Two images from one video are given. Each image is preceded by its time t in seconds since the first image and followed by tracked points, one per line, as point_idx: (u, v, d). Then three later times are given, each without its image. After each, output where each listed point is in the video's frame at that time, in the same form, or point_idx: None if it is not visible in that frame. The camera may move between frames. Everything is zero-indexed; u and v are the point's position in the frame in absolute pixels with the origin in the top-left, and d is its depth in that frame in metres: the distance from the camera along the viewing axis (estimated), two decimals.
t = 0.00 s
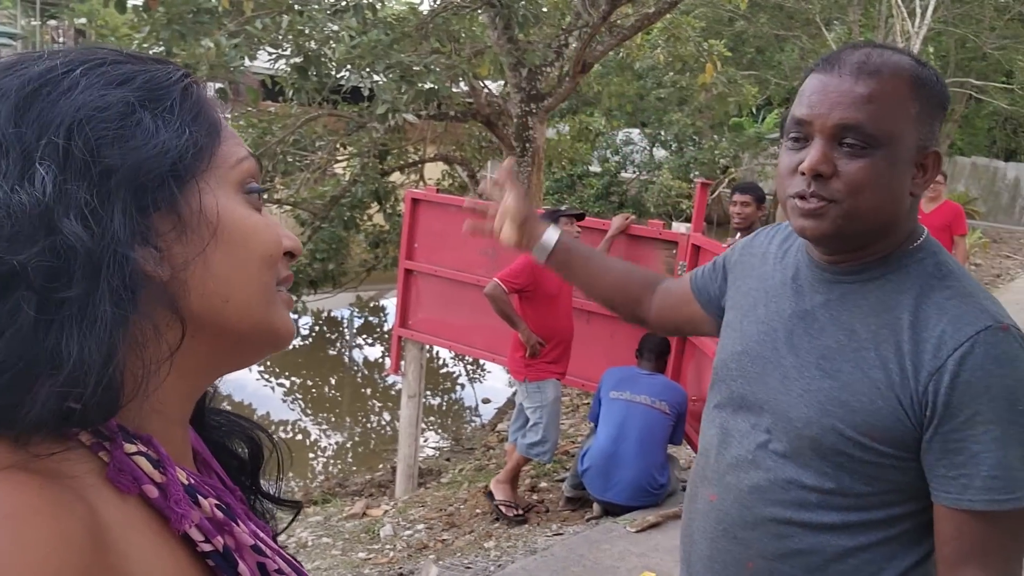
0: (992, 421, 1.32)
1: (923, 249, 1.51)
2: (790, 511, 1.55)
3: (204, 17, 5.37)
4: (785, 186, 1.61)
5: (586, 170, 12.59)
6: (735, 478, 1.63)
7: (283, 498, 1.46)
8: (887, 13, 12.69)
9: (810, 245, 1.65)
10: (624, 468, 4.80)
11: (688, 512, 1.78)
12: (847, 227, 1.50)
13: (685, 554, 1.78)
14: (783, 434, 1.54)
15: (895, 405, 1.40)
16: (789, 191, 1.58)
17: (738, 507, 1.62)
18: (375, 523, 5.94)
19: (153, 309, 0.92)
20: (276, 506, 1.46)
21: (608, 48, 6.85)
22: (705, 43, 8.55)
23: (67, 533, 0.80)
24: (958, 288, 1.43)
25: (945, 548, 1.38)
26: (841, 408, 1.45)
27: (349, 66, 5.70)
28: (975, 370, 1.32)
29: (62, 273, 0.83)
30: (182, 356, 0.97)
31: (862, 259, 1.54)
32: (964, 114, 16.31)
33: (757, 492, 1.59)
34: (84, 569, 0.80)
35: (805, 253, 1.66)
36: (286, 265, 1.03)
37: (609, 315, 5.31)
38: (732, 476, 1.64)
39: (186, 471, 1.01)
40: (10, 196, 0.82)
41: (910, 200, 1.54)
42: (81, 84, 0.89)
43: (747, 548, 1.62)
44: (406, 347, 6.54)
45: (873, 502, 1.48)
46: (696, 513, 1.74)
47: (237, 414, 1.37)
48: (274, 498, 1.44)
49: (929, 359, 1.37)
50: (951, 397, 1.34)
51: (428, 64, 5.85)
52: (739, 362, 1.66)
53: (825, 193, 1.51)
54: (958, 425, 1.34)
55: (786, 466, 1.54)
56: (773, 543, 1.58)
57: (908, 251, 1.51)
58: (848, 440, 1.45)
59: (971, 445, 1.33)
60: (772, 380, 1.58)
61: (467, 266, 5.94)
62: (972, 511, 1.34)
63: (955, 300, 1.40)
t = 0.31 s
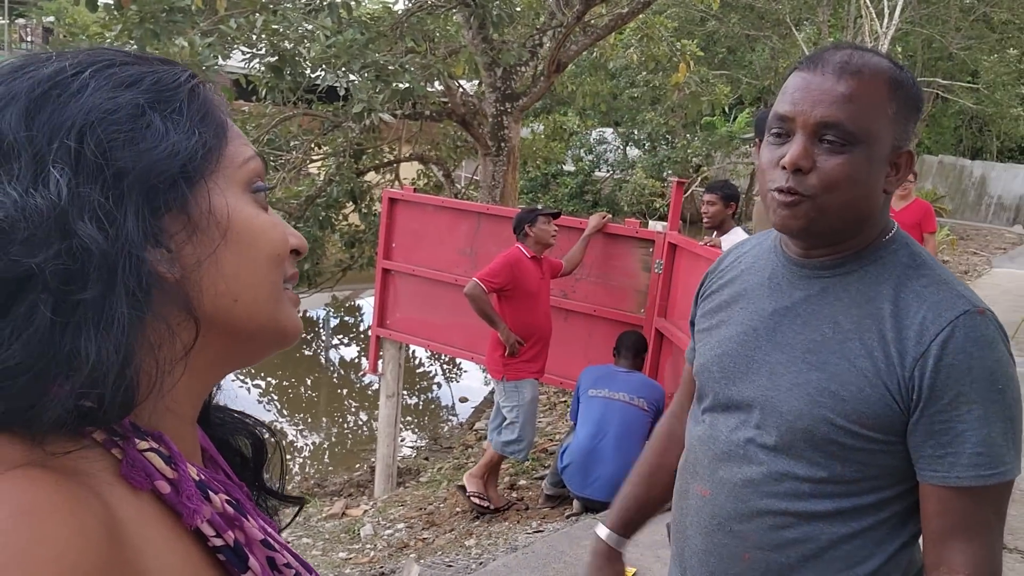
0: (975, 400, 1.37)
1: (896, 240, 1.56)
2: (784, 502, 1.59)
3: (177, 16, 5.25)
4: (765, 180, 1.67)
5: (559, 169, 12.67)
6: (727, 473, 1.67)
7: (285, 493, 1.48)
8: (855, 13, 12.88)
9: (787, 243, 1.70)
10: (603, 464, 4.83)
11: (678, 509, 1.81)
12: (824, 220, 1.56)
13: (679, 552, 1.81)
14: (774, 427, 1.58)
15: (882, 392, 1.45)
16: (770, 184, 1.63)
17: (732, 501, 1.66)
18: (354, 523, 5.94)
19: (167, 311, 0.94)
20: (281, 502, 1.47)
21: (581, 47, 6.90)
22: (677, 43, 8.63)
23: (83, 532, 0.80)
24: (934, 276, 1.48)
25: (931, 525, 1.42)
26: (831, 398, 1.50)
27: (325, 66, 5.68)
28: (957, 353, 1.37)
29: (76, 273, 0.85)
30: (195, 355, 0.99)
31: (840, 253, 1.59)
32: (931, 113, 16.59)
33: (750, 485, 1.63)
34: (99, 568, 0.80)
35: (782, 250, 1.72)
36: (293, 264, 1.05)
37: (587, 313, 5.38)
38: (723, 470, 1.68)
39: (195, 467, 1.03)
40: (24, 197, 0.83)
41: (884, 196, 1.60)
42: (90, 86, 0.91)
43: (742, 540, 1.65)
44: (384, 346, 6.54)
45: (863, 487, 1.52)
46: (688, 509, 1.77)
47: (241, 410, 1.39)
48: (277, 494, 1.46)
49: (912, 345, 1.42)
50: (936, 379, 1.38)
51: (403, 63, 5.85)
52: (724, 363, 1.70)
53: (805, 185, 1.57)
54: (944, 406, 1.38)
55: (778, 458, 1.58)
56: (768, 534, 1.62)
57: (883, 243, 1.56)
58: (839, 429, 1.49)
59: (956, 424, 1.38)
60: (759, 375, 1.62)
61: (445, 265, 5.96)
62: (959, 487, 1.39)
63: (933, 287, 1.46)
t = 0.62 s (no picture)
0: (947, 381, 1.39)
1: (870, 233, 1.60)
2: (770, 488, 1.63)
3: (155, 15, 5.21)
4: (736, 179, 1.72)
5: (538, 168, 12.70)
6: (715, 462, 1.72)
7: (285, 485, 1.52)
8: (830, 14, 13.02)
9: (765, 238, 1.75)
10: (584, 460, 4.84)
11: (671, 499, 1.86)
12: (794, 213, 1.61)
13: (671, 539, 1.86)
14: (757, 415, 1.63)
15: (858, 377, 1.49)
16: (741, 182, 1.68)
17: (720, 489, 1.70)
18: (336, 522, 5.94)
19: (178, 307, 0.96)
20: (279, 492, 1.51)
21: (561, 47, 6.92)
22: (655, 42, 8.69)
23: (95, 521, 0.83)
24: (905, 264, 1.52)
25: (914, 505, 1.45)
26: (810, 384, 1.54)
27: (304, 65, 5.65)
28: (927, 337, 1.40)
29: (90, 270, 0.86)
30: (205, 350, 1.01)
31: (814, 245, 1.63)
32: (905, 112, 16.80)
33: (737, 473, 1.67)
34: (108, 560, 0.83)
35: (761, 246, 1.76)
36: (296, 261, 1.08)
37: (567, 310, 5.41)
38: (710, 460, 1.73)
39: (201, 459, 1.05)
40: (37, 195, 0.85)
41: (853, 186, 1.64)
42: (100, 85, 0.93)
43: (730, 526, 1.69)
44: (365, 345, 6.55)
45: (845, 471, 1.56)
46: (679, 499, 1.82)
47: (243, 403, 1.42)
48: (277, 486, 1.49)
49: (885, 331, 1.46)
50: (908, 363, 1.42)
51: (383, 62, 5.87)
52: (709, 357, 1.74)
53: (773, 179, 1.62)
54: (916, 389, 1.42)
55: (762, 446, 1.63)
56: (755, 520, 1.66)
57: (856, 233, 1.60)
58: (818, 415, 1.54)
59: (931, 406, 1.41)
60: (742, 367, 1.66)
61: (426, 264, 5.97)
62: (935, 467, 1.42)
63: (904, 275, 1.49)
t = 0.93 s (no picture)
0: (926, 389, 1.38)
1: (871, 236, 1.60)
2: (754, 486, 1.63)
3: (134, 10, 5.14)
4: (744, 174, 1.73)
5: (520, 165, 12.68)
6: (703, 458, 1.73)
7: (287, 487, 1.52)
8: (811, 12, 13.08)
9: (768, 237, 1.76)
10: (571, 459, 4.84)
11: (664, 493, 1.87)
12: (797, 213, 1.62)
13: (660, 532, 1.87)
14: (745, 413, 1.63)
15: (840, 380, 1.49)
16: (748, 177, 1.69)
17: (707, 485, 1.72)
18: (322, 521, 5.90)
19: (184, 311, 0.98)
20: (280, 495, 1.51)
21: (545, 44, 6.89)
22: (637, 40, 8.68)
23: (103, 527, 0.84)
24: (899, 270, 1.50)
25: (889, 510, 1.45)
26: (796, 385, 1.54)
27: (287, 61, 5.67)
28: (911, 344, 1.40)
29: (98, 277, 0.87)
30: (212, 354, 1.04)
31: (815, 247, 1.64)
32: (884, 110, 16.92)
33: (724, 470, 1.68)
34: (119, 564, 0.84)
35: (765, 246, 1.77)
36: (298, 262, 1.11)
37: (552, 308, 5.41)
38: (698, 456, 1.74)
39: (206, 463, 1.08)
40: (44, 202, 0.85)
41: (858, 192, 1.63)
42: (103, 90, 0.93)
43: (715, 522, 1.70)
44: (350, 343, 6.52)
45: (829, 474, 1.55)
46: (670, 492, 1.84)
47: (243, 405, 1.42)
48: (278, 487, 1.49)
49: (870, 335, 1.45)
50: (889, 369, 1.41)
51: (366, 59, 5.83)
52: (706, 355, 1.75)
53: (779, 178, 1.63)
54: (897, 395, 1.41)
55: (749, 445, 1.63)
56: (739, 517, 1.66)
57: (857, 238, 1.60)
58: (802, 415, 1.54)
59: (909, 413, 1.40)
60: (735, 364, 1.67)
61: (411, 262, 5.94)
62: (909, 474, 1.41)
63: (896, 281, 1.48)
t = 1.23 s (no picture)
0: (932, 394, 1.39)
1: (874, 240, 1.60)
2: (756, 490, 1.64)
3: (124, 6, 5.10)
4: (744, 182, 1.72)
5: (512, 163, 12.68)
6: (703, 462, 1.73)
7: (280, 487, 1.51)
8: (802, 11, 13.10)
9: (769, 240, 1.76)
10: (563, 458, 4.81)
11: (663, 497, 1.86)
12: (802, 222, 1.61)
13: (660, 536, 1.87)
14: (747, 416, 1.63)
15: (845, 383, 1.49)
16: (750, 186, 1.68)
17: (708, 489, 1.71)
18: (313, 520, 5.89)
19: (178, 316, 0.98)
20: (272, 495, 1.50)
21: (536, 42, 6.88)
22: (630, 38, 8.68)
23: (98, 532, 0.84)
24: (905, 275, 1.52)
25: (891, 513, 1.46)
26: (800, 389, 1.54)
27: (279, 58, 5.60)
28: (917, 349, 1.41)
29: (88, 284, 0.86)
30: (208, 354, 1.04)
31: (817, 251, 1.64)
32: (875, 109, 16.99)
33: (725, 474, 1.68)
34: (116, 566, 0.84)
35: (766, 249, 1.77)
36: (286, 249, 1.12)
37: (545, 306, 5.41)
38: (699, 460, 1.74)
39: (199, 465, 1.07)
40: (26, 215, 0.84)
41: (861, 196, 1.64)
42: (76, 95, 0.91)
43: (716, 527, 1.70)
44: (341, 341, 6.50)
45: (831, 478, 1.56)
46: (670, 497, 1.83)
47: (234, 404, 1.40)
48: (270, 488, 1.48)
49: (876, 340, 1.46)
50: (895, 374, 1.42)
51: (358, 56, 5.80)
52: (707, 357, 1.74)
53: (782, 187, 1.62)
54: (901, 400, 1.42)
55: (750, 449, 1.63)
56: (741, 521, 1.67)
57: (861, 241, 1.60)
58: (806, 419, 1.54)
59: (914, 418, 1.41)
60: (737, 367, 1.67)
61: (403, 260, 5.93)
62: (913, 479, 1.42)
63: (902, 285, 1.49)
